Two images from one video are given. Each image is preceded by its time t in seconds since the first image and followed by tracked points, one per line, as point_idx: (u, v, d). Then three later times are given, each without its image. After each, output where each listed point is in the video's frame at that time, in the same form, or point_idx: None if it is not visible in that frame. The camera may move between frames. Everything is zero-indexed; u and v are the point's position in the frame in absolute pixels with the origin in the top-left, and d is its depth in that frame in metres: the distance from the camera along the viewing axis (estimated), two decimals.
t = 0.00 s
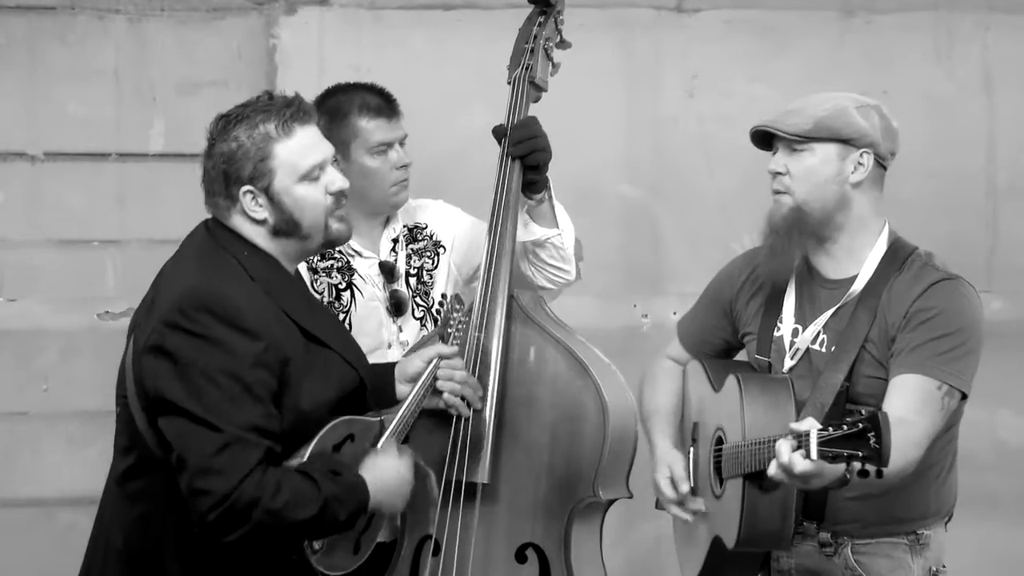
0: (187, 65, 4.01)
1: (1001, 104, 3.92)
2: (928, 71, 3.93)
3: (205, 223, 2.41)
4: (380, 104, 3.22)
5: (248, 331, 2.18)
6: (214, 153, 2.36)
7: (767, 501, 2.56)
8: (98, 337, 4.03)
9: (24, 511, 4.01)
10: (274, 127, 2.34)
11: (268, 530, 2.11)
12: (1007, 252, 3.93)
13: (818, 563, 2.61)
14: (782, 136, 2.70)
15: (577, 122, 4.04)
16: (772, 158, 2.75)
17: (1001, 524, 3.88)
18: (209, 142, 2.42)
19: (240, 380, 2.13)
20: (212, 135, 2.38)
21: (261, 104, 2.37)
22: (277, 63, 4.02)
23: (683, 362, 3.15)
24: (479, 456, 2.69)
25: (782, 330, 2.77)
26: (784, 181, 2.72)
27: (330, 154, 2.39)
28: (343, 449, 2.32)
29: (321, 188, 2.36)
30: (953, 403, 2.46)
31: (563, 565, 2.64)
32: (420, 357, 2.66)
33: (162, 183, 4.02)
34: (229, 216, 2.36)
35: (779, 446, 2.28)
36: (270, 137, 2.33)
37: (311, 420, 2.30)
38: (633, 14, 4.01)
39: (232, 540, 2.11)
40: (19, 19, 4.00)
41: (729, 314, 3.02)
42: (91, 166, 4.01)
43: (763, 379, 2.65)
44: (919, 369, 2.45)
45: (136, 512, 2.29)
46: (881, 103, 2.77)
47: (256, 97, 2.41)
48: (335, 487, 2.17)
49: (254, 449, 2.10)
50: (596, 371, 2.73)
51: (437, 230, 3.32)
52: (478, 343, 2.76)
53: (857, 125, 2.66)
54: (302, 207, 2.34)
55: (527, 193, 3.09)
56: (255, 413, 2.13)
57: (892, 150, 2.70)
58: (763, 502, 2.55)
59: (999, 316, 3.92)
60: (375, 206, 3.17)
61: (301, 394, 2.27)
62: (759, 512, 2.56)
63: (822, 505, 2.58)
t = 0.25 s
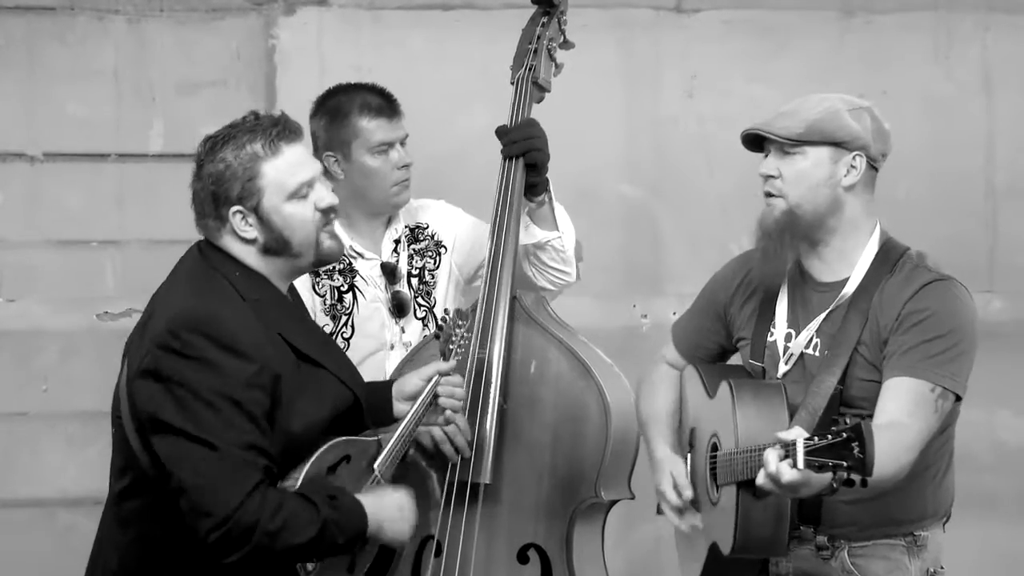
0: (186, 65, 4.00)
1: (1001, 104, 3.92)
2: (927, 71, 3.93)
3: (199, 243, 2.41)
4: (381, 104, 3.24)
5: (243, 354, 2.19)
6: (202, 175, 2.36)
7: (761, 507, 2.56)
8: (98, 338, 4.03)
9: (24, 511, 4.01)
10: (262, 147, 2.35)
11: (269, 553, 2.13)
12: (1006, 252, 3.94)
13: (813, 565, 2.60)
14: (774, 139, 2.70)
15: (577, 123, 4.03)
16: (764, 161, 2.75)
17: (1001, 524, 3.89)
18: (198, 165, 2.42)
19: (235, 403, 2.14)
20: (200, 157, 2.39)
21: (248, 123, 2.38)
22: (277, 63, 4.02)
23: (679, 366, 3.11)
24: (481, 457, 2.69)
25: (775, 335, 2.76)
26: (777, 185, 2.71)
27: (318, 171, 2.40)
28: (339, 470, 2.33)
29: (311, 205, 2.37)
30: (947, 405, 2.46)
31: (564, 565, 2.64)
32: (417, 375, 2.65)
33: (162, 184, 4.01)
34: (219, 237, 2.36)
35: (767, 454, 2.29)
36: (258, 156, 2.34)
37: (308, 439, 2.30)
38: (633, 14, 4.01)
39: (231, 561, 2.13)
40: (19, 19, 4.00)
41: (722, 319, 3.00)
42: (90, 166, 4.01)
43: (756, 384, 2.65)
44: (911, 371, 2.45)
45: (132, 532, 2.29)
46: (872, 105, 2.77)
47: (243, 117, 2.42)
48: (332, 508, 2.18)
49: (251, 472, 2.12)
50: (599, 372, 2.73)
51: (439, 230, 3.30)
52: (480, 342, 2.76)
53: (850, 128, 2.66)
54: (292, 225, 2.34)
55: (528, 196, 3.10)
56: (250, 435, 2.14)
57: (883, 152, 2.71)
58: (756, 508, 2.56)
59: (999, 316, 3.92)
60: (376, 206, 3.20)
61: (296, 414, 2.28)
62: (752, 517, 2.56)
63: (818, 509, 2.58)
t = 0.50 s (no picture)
0: (187, 65, 4.00)
1: (1001, 104, 3.92)
2: (928, 71, 3.94)
3: (199, 240, 2.52)
4: (387, 104, 3.26)
5: (223, 350, 2.27)
6: (202, 173, 2.46)
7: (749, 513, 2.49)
8: (98, 338, 4.02)
9: (25, 511, 4.00)
10: (258, 144, 2.45)
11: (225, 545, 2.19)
12: (1006, 252, 3.94)
13: (811, 565, 2.60)
14: (758, 140, 2.68)
15: (577, 123, 4.04)
16: (750, 162, 2.74)
17: (1002, 524, 3.89)
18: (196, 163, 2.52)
19: (211, 397, 2.23)
20: (199, 154, 2.49)
21: (244, 121, 2.48)
22: (277, 63, 4.01)
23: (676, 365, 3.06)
24: (487, 458, 2.69)
25: (767, 336, 2.73)
26: (765, 184, 2.70)
27: (313, 167, 2.51)
28: (322, 464, 2.40)
29: (306, 200, 2.48)
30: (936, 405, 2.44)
31: (570, 566, 2.65)
32: (414, 371, 2.70)
33: (162, 184, 4.01)
34: (220, 234, 2.47)
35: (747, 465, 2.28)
36: (254, 153, 2.44)
37: (290, 435, 2.38)
38: (633, 14, 4.01)
39: (188, 553, 2.20)
40: (19, 19, 3.99)
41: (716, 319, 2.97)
42: (90, 166, 4.00)
43: (745, 386, 2.60)
44: (898, 372, 2.43)
45: (121, 515, 2.39)
46: (855, 102, 2.74)
47: (240, 115, 2.52)
48: (300, 508, 2.25)
49: (218, 466, 2.19)
50: (607, 373, 2.74)
51: (447, 230, 3.31)
52: (489, 342, 2.75)
53: (835, 126, 2.64)
54: (290, 220, 2.45)
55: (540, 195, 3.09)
56: (223, 430, 2.21)
57: (869, 148, 2.69)
58: (744, 516, 2.48)
59: (1000, 316, 3.93)
60: (383, 206, 3.20)
61: (279, 410, 2.37)
62: (742, 521, 2.49)
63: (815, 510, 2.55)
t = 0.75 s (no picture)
0: (187, 65, 3.99)
1: (1001, 104, 3.93)
2: (928, 71, 3.94)
3: (192, 220, 2.61)
4: (396, 104, 3.24)
5: (189, 334, 2.36)
6: (196, 157, 2.56)
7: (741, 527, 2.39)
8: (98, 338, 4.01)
9: (25, 511, 4.00)
10: (252, 134, 2.53)
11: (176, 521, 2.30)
12: (1006, 252, 3.95)
13: (808, 568, 2.55)
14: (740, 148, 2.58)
15: (577, 123, 4.04)
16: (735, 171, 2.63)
17: (1002, 523, 3.90)
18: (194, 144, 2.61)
19: (175, 378, 2.31)
20: (196, 138, 2.58)
21: (243, 110, 2.56)
22: (277, 63, 4.01)
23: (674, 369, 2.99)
24: (489, 457, 2.70)
25: (762, 342, 2.68)
26: (753, 193, 2.59)
27: (307, 159, 2.59)
28: (294, 449, 2.45)
29: (297, 192, 2.56)
30: (927, 413, 2.37)
31: (574, 566, 2.65)
32: (406, 366, 2.69)
33: (162, 184, 4.00)
34: (210, 217, 2.57)
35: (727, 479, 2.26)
36: (247, 142, 2.53)
37: (264, 418, 2.46)
38: (633, 14, 4.01)
39: (142, 525, 2.33)
40: (19, 20, 3.99)
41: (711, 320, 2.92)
42: (90, 166, 3.99)
43: (736, 393, 2.52)
44: (887, 380, 2.37)
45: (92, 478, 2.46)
46: (841, 103, 2.65)
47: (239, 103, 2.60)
48: (256, 492, 2.31)
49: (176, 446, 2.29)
50: (612, 374, 2.75)
51: (454, 231, 3.30)
52: (496, 339, 2.77)
53: (818, 129, 2.54)
54: (277, 210, 2.54)
55: (544, 196, 3.06)
56: (183, 412, 2.31)
57: (856, 150, 2.59)
58: (737, 528, 2.39)
59: (1000, 316, 3.93)
60: (388, 207, 3.19)
61: (251, 393, 2.44)
62: (734, 531, 2.39)
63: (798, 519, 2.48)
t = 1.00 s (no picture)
0: (187, 64, 3.99)
1: (1001, 104, 3.93)
2: (928, 71, 3.94)
3: (177, 216, 2.64)
4: (403, 105, 3.24)
5: (155, 322, 2.40)
6: (177, 148, 2.59)
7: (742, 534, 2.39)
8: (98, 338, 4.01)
9: (25, 511, 3.99)
10: (233, 128, 2.55)
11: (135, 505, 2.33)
12: (1007, 252, 3.95)
13: (807, 570, 2.56)
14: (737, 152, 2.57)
15: (577, 123, 4.03)
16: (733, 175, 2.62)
17: (1002, 523, 3.90)
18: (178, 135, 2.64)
19: (138, 364, 2.36)
20: (179, 128, 2.61)
21: (225, 105, 2.59)
22: (277, 63, 4.00)
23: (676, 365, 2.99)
24: (491, 457, 2.70)
25: (762, 343, 2.66)
26: (749, 198, 2.58)
27: (287, 156, 2.60)
28: (265, 444, 2.49)
29: (274, 189, 2.57)
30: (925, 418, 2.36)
31: (574, 567, 2.65)
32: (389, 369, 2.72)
33: (162, 183, 4.00)
34: (188, 208, 2.60)
35: (721, 487, 2.22)
36: (227, 136, 2.55)
37: (231, 409, 2.49)
38: (633, 14, 4.01)
39: (103, 509, 2.37)
40: (19, 20, 3.99)
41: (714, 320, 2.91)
42: (90, 166, 3.99)
43: (734, 396, 2.51)
44: (884, 384, 2.36)
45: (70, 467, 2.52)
46: (841, 103, 2.62)
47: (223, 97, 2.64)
48: (213, 480, 2.34)
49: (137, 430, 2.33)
50: (615, 375, 2.75)
51: (459, 231, 3.30)
52: (500, 338, 2.76)
53: (816, 133, 2.52)
54: (254, 205, 2.55)
55: (548, 196, 3.08)
56: (146, 397, 2.35)
57: (855, 151, 2.57)
58: (733, 532, 2.38)
59: (1000, 316, 3.93)
60: (392, 208, 3.19)
61: (218, 384, 2.48)
62: (733, 534, 2.39)
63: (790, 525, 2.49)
